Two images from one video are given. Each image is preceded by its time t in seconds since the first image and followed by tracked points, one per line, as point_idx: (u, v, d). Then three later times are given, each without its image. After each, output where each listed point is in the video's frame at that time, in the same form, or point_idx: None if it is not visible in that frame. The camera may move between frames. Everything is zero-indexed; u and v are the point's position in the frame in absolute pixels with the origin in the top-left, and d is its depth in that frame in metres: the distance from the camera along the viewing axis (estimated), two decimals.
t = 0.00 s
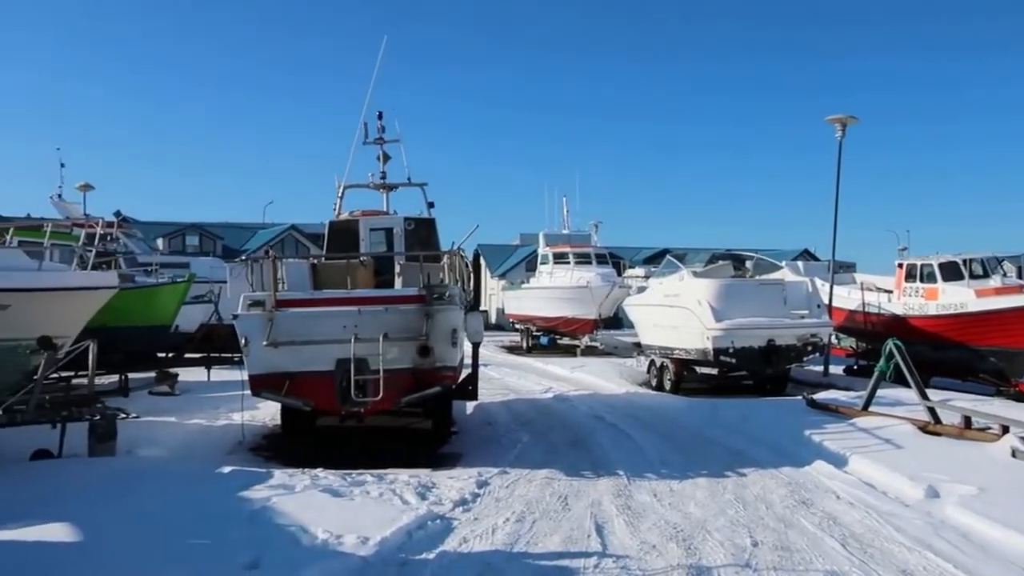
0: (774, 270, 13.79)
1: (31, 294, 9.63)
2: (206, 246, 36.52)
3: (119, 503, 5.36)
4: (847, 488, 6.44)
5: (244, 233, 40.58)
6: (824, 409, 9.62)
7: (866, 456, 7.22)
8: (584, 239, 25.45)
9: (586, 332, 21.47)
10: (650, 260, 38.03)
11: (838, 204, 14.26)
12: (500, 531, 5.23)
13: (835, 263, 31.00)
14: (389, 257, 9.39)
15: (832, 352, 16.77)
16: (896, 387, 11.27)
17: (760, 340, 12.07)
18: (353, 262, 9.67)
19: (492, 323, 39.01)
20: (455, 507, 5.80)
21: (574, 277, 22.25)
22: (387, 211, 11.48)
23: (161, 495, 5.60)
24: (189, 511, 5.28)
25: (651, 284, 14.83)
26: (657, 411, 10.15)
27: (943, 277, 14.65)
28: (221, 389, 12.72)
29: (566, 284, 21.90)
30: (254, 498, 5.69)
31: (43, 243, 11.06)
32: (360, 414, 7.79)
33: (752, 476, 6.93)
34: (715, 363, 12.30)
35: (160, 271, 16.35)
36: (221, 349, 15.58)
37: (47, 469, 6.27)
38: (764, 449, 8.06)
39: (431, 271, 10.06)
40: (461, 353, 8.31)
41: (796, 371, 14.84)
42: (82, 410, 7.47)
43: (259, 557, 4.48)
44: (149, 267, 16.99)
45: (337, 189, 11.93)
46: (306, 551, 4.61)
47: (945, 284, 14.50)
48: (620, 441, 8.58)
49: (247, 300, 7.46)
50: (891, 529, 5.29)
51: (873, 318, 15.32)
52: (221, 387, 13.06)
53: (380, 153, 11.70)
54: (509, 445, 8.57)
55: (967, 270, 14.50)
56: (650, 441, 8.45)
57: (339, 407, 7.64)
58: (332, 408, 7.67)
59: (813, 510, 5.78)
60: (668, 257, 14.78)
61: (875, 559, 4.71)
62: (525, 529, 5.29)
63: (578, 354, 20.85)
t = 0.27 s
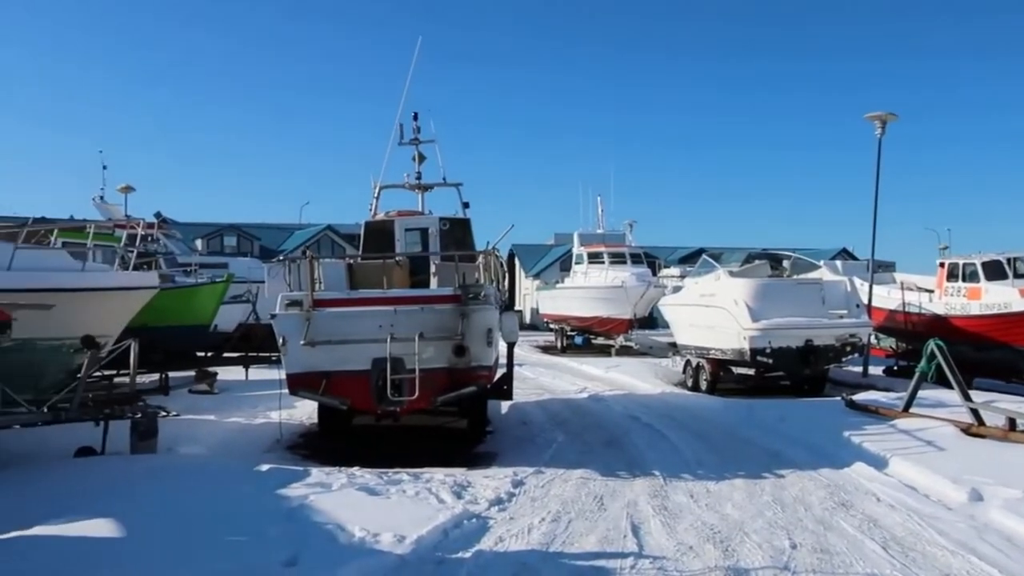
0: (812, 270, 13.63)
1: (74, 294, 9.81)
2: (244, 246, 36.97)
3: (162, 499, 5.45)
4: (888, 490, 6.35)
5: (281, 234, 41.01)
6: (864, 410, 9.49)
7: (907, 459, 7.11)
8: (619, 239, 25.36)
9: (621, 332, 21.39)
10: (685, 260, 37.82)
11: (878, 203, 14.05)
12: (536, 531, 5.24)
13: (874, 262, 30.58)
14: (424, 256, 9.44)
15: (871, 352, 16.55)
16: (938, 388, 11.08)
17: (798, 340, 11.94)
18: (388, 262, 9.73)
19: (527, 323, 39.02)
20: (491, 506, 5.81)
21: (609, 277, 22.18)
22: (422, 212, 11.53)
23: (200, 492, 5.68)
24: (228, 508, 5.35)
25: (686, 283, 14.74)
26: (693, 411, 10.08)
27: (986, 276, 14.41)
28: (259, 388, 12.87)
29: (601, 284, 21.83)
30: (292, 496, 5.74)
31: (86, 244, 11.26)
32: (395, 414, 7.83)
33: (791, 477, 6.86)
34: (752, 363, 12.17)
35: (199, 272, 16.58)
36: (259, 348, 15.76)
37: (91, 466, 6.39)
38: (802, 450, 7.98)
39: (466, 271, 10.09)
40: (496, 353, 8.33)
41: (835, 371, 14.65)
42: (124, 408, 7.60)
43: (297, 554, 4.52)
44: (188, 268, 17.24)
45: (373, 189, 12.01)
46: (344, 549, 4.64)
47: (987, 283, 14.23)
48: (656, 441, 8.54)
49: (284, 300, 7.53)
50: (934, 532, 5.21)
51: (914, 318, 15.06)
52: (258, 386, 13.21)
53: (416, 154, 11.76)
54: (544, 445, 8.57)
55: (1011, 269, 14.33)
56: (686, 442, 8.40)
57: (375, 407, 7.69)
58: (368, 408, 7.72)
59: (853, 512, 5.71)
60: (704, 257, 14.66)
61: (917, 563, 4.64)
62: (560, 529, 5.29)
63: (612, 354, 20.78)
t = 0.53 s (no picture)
0: (851, 268, 13.44)
1: (117, 293, 9.99)
2: (281, 246, 37.36)
3: (203, 495, 5.53)
4: (930, 492, 6.24)
5: (318, 233, 41.38)
6: (905, 411, 9.34)
7: (950, 460, 6.99)
8: (654, 237, 25.21)
9: (657, 331, 21.26)
10: (721, 258, 37.51)
11: (919, 199, 13.81)
12: (572, 529, 5.23)
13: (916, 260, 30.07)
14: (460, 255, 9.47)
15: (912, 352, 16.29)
16: (982, 389, 10.87)
17: (837, 339, 11.78)
18: (425, 261, 9.79)
19: (562, 322, 38.96)
20: (527, 505, 5.81)
21: (644, 276, 22.06)
22: (458, 211, 11.57)
23: (241, 489, 5.75)
24: (267, 504, 5.41)
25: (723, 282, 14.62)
26: (731, 411, 9.99)
27: None
28: (297, 386, 13.00)
29: (636, 282, 21.73)
30: (330, 492, 5.80)
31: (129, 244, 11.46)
32: (432, 412, 7.86)
33: (831, 478, 6.77)
34: (790, 363, 12.02)
35: (239, 271, 16.79)
36: (297, 346, 15.92)
37: (135, 461, 6.51)
38: (842, 451, 7.87)
39: (502, 269, 10.10)
40: (532, 352, 8.32)
41: (875, 371, 14.45)
42: (166, 405, 7.73)
43: (336, 550, 4.57)
44: (227, 267, 17.46)
45: (409, 189, 12.07)
46: (382, 546, 4.68)
47: None
48: (693, 441, 8.49)
49: (322, 299, 7.61)
50: (978, 535, 5.11)
51: (956, 317, 14.71)
52: (297, 384, 13.34)
53: (451, 153, 11.81)
54: (580, 444, 8.55)
55: None
56: (723, 442, 8.33)
57: (412, 405, 7.72)
58: (405, 406, 7.76)
59: (895, 514, 5.62)
60: (741, 255, 14.53)
61: (961, 566, 4.55)
62: (597, 528, 5.28)
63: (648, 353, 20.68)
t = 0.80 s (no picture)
0: (883, 266, 13.28)
1: (149, 292, 10.11)
2: (310, 246, 37.62)
3: (235, 492, 5.59)
4: (965, 493, 6.15)
5: (346, 233, 41.63)
6: (939, 411, 9.22)
7: (985, 461, 6.89)
8: (682, 236, 25.09)
9: (686, 330, 21.16)
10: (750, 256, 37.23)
11: (952, 196, 13.62)
12: (600, 529, 5.22)
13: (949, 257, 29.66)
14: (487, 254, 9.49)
15: (946, 351, 16.08)
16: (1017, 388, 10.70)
17: (869, 338, 11.65)
18: (452, 260, 9.83)
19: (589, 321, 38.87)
20: (555, 504, 5.81)
21: (672, 275, 21.96)
22: (485, 210, 11.60)
23: (272, 487, 5.80)
24: (298, 501, 5.46)
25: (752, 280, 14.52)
26: (760, 411, 9.92)
27: None
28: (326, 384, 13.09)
29: (664, 281, 21.63)
30: (360, 491, 5.84)
31: (161, 243, 11.59)
32: (460, 411, 7.88)
33: (862, 479, 6.71)
34: (820, 362, 11.90)
35: (268, 270, 16.94)
36: (326, 345, 16.03)
37: (168, 459, 6.59)
38: (874, 451, 7.78)
39: (529, 268, 10.10)
40: (560, 351, 8.32)
41: (908, 370, 14.27)
42: (198, 403, 7.81)
43: (366, 547, 4.60)
44: (257, 267, 17.62)
45: (437, 188, 12.11)
46: (411, 544, 4.71)
47: None
48: (721, 440, 8.44)
49: (351, 299, 7.67)
50: (1014, 537, 5.04)
51: (991, 316, 14.54)
52: (326, 382, 13.43)
53: (479, 153, 11.84)
54: (608, 443, 8.54)
55: None
56: (753, 442, 8.28)
57: (440, 404, 7.75)
58: (433, 405, 7.79)
59: (929, 516, 5.55)
60: (771, 253, 14.41)
61: (997, 569, 4.49)
62: (625, 528, 5.26)
63: (677, 353, 20.58)
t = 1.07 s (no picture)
0: (905, 265, 13.17)
1: (171, 292, 10.19)
2: (330, 246, 37.78)
3: (256, 490, 5.63)
4: (989, 494, 6.09)
5: (365, 233, 41.76)
6: (962, 411, 9.13)
7: (1009, 462, 6.82)
8: (702, 235, 24.99)
9: (705, 329, 21.08)
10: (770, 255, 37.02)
11: (976, 194, 13.48)
12: (620, 529, 5.21)
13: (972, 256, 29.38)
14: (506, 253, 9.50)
15: (969, 350, 15.93)
16: None
17: (891, 337, 11.56)
18: (472, 260, 9.85)
19: (608, 321, 38.78)
20: (575, 503, 5.81)
21: (692, 274, 21.88)
22: (505, 209, 11.62)
23: (293, 485, 5.84)
24: (319, 500, 5.49)
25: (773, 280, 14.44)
26: (781, 410, 9.86)
27: None
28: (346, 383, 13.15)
29: (684, 280, 21.56)
30: (380, 489, 5.86)
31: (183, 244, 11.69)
32: (479, 410, 7.89)
33: (884, 479, 6.66)
34: (842, 362, 11.82)
35: (289, 270, 17.03)
36: (346, 345, 16.10)
37: (190, 457, 6.64)
38: (896, 451, 7.72)
39: (549, 268, 10.10)
40: (579, 350, 8.31)
41: (930, 370, 14.15)
42: (219, 402, 7.86)
43: (386, 546, 4.62)
44: (278, 266, 17.72)
45: (456, 188, 12.14)
46: (431, 543, 4.72)
47: None
48: (742, 440, 8.40)
49: (371, 298, 7.71)
50: None
51: (1015, 314, 14.43)
52: (346, 381, 13.48)
53: (498, 152, 11.85)
54: (628, 443, 8.52)
55: None
56: (773, 442, 8.23)
57: (459, 403, 7.76)
58: (453, 404, 7.80)
59: (952, 517, 5.50)
60: (791, 252, 14.33)
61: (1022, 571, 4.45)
62: (645, 528, 5.25)
63: (697, 352, 20.50)
